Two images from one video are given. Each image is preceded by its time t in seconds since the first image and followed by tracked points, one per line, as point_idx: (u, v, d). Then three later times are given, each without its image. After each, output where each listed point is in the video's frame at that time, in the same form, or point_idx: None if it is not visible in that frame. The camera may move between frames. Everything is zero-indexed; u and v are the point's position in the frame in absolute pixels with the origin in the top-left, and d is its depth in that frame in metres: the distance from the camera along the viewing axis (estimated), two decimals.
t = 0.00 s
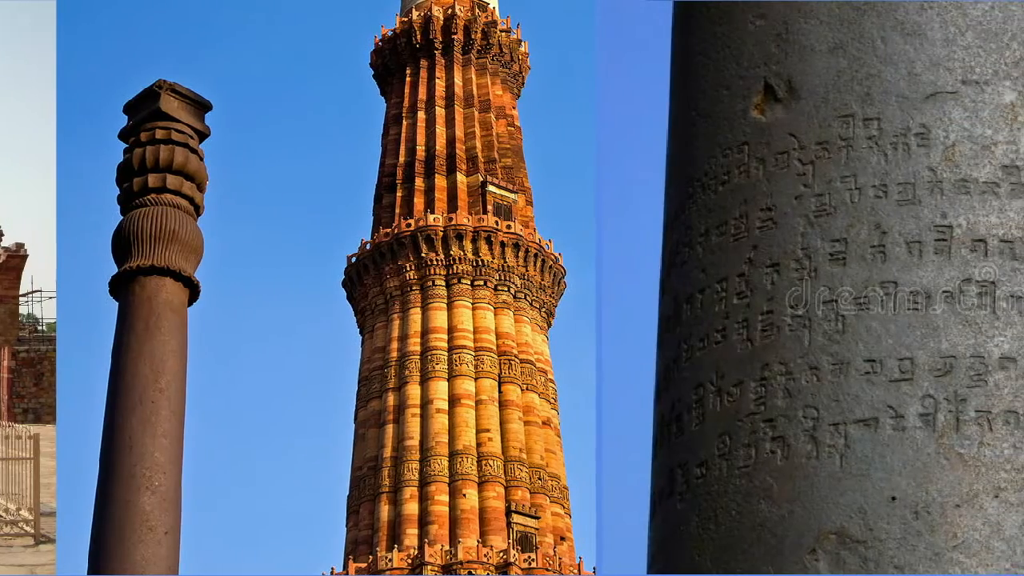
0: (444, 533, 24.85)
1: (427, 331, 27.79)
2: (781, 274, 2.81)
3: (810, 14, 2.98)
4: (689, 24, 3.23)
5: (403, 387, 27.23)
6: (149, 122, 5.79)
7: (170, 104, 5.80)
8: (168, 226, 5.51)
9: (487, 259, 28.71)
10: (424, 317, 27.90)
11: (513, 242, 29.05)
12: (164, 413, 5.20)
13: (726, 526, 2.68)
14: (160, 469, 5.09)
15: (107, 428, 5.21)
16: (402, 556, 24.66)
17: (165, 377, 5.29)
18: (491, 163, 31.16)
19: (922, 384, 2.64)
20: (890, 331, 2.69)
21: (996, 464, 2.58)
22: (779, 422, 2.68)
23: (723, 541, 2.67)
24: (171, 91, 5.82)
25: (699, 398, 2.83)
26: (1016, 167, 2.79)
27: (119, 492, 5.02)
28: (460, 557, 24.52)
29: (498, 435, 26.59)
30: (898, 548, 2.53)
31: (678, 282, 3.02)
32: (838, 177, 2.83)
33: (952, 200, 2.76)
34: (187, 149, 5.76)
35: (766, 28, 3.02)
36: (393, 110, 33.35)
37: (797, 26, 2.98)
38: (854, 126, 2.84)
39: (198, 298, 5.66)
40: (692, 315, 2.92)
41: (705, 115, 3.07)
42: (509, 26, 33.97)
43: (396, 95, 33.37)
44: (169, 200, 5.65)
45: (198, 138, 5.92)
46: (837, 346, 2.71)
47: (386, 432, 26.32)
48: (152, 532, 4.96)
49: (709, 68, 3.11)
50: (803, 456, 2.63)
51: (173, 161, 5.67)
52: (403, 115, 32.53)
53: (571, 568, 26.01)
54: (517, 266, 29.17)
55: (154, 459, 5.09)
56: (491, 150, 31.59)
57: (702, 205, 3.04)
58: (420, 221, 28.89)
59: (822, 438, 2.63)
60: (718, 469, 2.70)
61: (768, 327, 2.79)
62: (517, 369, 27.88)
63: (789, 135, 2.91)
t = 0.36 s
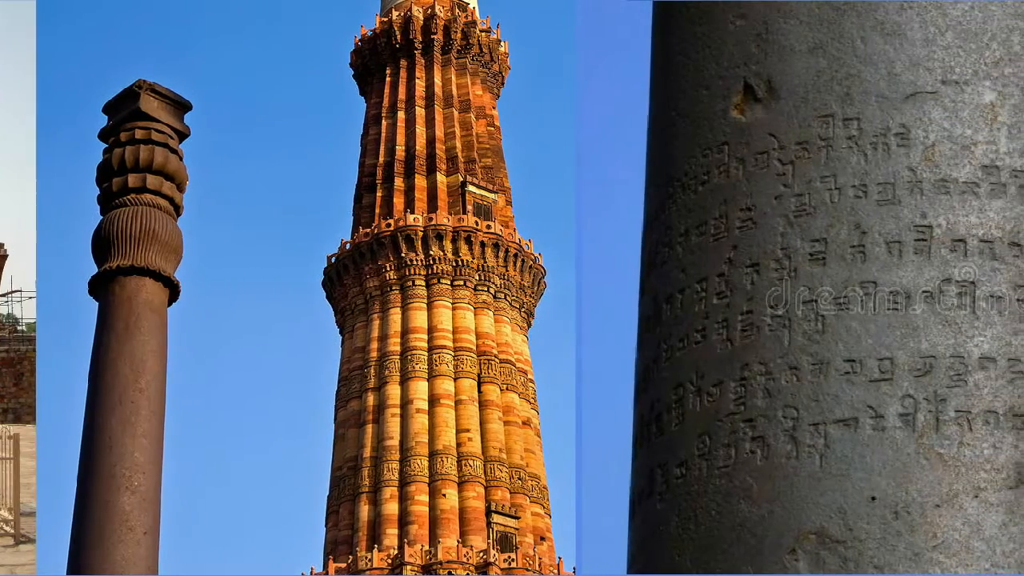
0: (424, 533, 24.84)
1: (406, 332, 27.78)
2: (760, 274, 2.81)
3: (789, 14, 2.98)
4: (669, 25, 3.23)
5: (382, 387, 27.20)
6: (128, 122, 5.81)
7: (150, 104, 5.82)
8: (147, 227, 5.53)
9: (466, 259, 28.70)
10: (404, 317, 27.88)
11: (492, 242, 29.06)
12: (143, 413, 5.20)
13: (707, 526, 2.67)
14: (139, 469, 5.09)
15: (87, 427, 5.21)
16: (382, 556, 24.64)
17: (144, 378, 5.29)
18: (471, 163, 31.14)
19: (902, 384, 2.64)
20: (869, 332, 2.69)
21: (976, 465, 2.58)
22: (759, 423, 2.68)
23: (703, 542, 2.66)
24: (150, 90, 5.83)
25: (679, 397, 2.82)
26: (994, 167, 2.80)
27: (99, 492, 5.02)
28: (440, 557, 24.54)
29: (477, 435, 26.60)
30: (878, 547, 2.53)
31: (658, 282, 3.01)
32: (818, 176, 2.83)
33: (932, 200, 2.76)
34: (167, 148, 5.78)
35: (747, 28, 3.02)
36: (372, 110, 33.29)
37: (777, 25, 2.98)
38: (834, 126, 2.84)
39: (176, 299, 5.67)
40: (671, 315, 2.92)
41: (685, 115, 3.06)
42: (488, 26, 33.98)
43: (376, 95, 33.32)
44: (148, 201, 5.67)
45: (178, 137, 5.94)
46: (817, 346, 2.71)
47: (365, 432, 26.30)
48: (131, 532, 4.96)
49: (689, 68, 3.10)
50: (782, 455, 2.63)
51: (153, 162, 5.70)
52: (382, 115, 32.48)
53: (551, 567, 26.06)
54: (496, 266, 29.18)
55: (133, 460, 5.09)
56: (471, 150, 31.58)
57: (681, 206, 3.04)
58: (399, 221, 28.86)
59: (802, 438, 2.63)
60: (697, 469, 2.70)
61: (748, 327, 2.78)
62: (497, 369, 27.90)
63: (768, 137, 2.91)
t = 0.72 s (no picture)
0: (404, 533, 24.84)
1: (386, 331, 27.77)
2: (740, 275, 2.81)
3: (770, 15, 2.98)
4: (649, 25, 3.23)
5: (363, 387, 27.19)
6: (109, 123, 5.97)
7: (129, 104, 5.99)
8: (127, 226, 5.71)
9: (446, 259, 28.69)
10: (384, 316, 27.88)
11: (472, 242, 29.06)
12: (123, 414, 5.33)
13: (687, 526, 2.67)
14: (119, 469, 5.21)
15: (67, 426, 5.33)
16: (362, 556, 24.65)
17: (124, 378, 5.42)
18: (451, 164, 31.12)
19: (881, 383, 2.64)
20: (849, 332, 2.69)
21: (956, 465, 2.58)
22: (738, 422, 2.67)
23: (683, 542, 2.66)
24: (129, 92, 6.01)
25: (659, 398, 2.82)
26: (975, 166, 2.80)
27: (79, 492, 5.15)
28: (419, 557, 24.57)
29: (457, 435, 26.60)
30: (858, 548, 2.53)
31: (639, 281, 3.01)
32: (798, 177, 2.83)
33: (912, 201, 2.76)
34: (147, 148, 5.95)
35: (726, 28, 3.02)
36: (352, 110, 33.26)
37: (758, 26, 2.98)
38: (814, 126, 2.84)
39: (156, 298, 5.84)
40: (651, 315, 2.92)
41: (666, 117, 3.06)
42: (469, 27, 33.97)
43: (356, 95, 33.28)
44: (128, 200, 5.84)
45: (157, 138, 6.10)
46: (796, 346, 2.71)
47: (345, 432, 26.28)
48: (112, 532, 5.09)
49: (669, 68, 3.10)
50: (762, 455, 2.63)
51: (133, 161, 5.86)
52: (363, 115, 32.45)
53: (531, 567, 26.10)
54: (476, 266, 29.19)
55: (113, 460, 5.22)
56: (451, 150, 31.56)
57: (660, 206, 3.04)
58: (379, 221, 28.84)
59: (781, 438, 2.63)
60: (677, 470, 2.69)
61: (728, 327, 2.78)
62: (477, 369, 27.90)
63: (748, 136, 2.91)
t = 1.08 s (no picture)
0: (384, 533, 24.85)
1: (366, 331, 27.75)
2: (720, 274, 2.80)
3: (749, 15, 2.98)
4: (629, 26, 3.22)
5: (342, 386, 27.16)
6: (89, 121, 6.11)
7: (110, 103, 6.13)
8: (107, 227, 5.91)
9: (426, 259, 28.68)
10: (364, 317, 27.86)
11: (452, 242, 29.04)
12: (103, 414, 5.52)
13: (666, 526, 2.67)
14: (99, 468, 5.41)
15: (48, 426, 5.51)
16: (342, 556, 24.66)
17: (104, 379, 5.62)
18: (431, 164, 31.09)
19: (862, 384, 2.64)
20: (828, 331, 2.69)
21: (935, 465, 2.58)
22: (718, 422, 2.67)
23: (663, 542, 2.66)
24: (110, 91, 6.15)
25: (638, 397, 2.82)
26: (955, 166, 2.80)
27: (59, 491, 5.33)
28: (399, 557, 24.59)
29: (437, 435, 26.59)
30: (838, 547, 2.53)
31: (618, 281, 3.01)
32: (778, 177, 2.83)
33: (891, 200, 2.76)
34: (127, 148, 6.13)
35: (706, 28, 3.02)
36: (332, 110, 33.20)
37: (737, 26, 2.98)
38: (794, 126, 2.84)
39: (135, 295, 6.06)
40: (631, 314, 2.91)
41: (646, 117, 3.06)
42: (448, 26, 33.97)
43: (336, 95, 33.23)
44: (107, 201, 6.04)
45: (137, 135, 6.26)
46: (776, 346, 2.71)
47: (325, 432, 26.27)
48: (92, 531, 5.27)
49: (649, 68, 3.10)
50: (742, 455, 2.63)
51: (113, 162, 6.05)
52: (342, 115, 32.40)
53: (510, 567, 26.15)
54: (456, 266, 29.18)
55: (93, 459, 5.42)
56: (431, 150, 31.50)
57: (640, 205, 3.04)
58: (359, 221, 28.80)
59: (761, 438, 2.63)
60: (657, 469, 2.69)
61: (707, 327, 2.78)
62: (457, 369, 27.90)
63: (728, 136, 2.91)
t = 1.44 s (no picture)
0: (364, 533, 24.86)
1: (346, 331, 27.73)
2: (700, 274, 2.80)
3: (729, 16, 2.98)
4: (609, 26, 3.21)
5: (322, 386, 27.15)
6: (69, 122, 6.10)
7: (89, 104, 6.12)
8: (87, 227, 5.91)
9: (406, 259, 28.66)
10: (344, 317, 27.85)
11: (432, 242, 29.03)
12: (83, 414, 5.57)
13: (647, 526, 2.66)
14: (78, 469, 5.46)
15: (29, 425, 5.57)
16: (322, 556, 24.67)
17: (84, 379, 5.66)
18: (411, 163, 31.06)
19: (841, 383, 2.64)
20: (808, 332, 2.69)
21: (915, 465, 2.58)
22: (698, 422, 2.67)
23: (643, 543, 2.65)
24: (89, 91, 6.13)
25: (619, 397, 2.81)
26: (934, 167, 2.80)
27: (40, 493, 5.38)
28: (379, 557, 24.61)
29: (417, 435, 26.57)
30: (818, 548, 2.53)
31: (598, 280, 3.00)
32: (758, 177, 2.83)
33: (871, 200, 2.76)
34: (107, 148, 6.12)
35: (686, 28, 3.02)
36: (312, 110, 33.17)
37: (717, 26, 2.98)
38: (774, 125, 2.84)
39: (115, 296, 6.07)
40: (611, 314, 2.91)
41: (626, 117, 3.06)
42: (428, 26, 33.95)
43: (316, 95, 33.18)
44: (87, 200, 6.04)
45: (117, 135, 6.26)
46: (756, 346, 2.70)
47: (305, 432, 26.24)
48: (72, 532, 5.32)
49: (629, 68, 3.09)
50: (722, 455, 2.62)
51: (92, 162, 6.04)
52: (322, 115, 32.34)
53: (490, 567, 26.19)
54: (436, 266, 29.17)
55: (73, 460, 5.46)
56: (411, 150, 31.39)
57: (621, 204, 3.03)
58: (339, 221, 28.77)
59: (741, 438, 2.63)
60: (636, 469, 2.69)
61: (688, 327, 2.77)
62: (437, 369, 27.89)
63: (708, 137, 2.90)
